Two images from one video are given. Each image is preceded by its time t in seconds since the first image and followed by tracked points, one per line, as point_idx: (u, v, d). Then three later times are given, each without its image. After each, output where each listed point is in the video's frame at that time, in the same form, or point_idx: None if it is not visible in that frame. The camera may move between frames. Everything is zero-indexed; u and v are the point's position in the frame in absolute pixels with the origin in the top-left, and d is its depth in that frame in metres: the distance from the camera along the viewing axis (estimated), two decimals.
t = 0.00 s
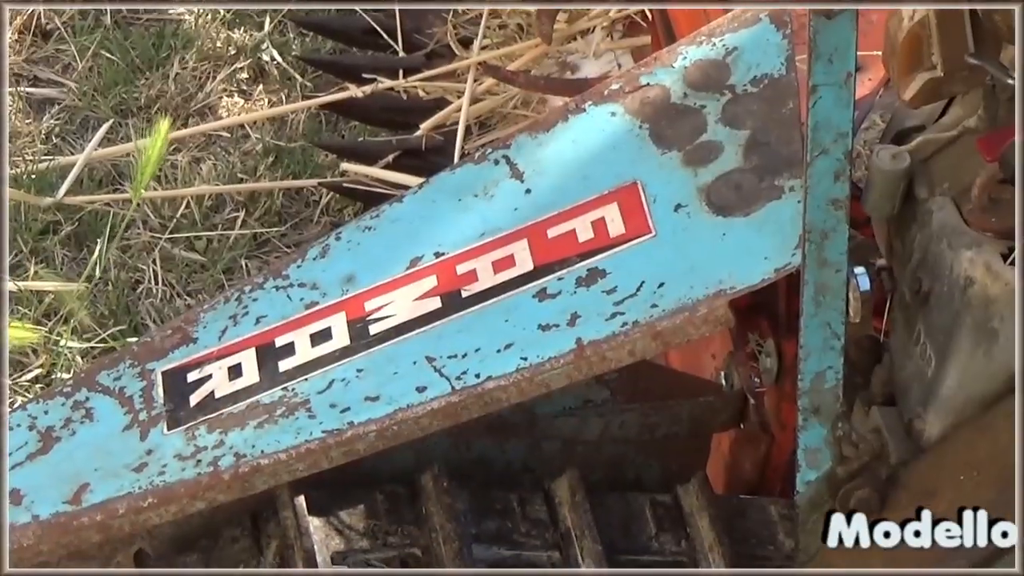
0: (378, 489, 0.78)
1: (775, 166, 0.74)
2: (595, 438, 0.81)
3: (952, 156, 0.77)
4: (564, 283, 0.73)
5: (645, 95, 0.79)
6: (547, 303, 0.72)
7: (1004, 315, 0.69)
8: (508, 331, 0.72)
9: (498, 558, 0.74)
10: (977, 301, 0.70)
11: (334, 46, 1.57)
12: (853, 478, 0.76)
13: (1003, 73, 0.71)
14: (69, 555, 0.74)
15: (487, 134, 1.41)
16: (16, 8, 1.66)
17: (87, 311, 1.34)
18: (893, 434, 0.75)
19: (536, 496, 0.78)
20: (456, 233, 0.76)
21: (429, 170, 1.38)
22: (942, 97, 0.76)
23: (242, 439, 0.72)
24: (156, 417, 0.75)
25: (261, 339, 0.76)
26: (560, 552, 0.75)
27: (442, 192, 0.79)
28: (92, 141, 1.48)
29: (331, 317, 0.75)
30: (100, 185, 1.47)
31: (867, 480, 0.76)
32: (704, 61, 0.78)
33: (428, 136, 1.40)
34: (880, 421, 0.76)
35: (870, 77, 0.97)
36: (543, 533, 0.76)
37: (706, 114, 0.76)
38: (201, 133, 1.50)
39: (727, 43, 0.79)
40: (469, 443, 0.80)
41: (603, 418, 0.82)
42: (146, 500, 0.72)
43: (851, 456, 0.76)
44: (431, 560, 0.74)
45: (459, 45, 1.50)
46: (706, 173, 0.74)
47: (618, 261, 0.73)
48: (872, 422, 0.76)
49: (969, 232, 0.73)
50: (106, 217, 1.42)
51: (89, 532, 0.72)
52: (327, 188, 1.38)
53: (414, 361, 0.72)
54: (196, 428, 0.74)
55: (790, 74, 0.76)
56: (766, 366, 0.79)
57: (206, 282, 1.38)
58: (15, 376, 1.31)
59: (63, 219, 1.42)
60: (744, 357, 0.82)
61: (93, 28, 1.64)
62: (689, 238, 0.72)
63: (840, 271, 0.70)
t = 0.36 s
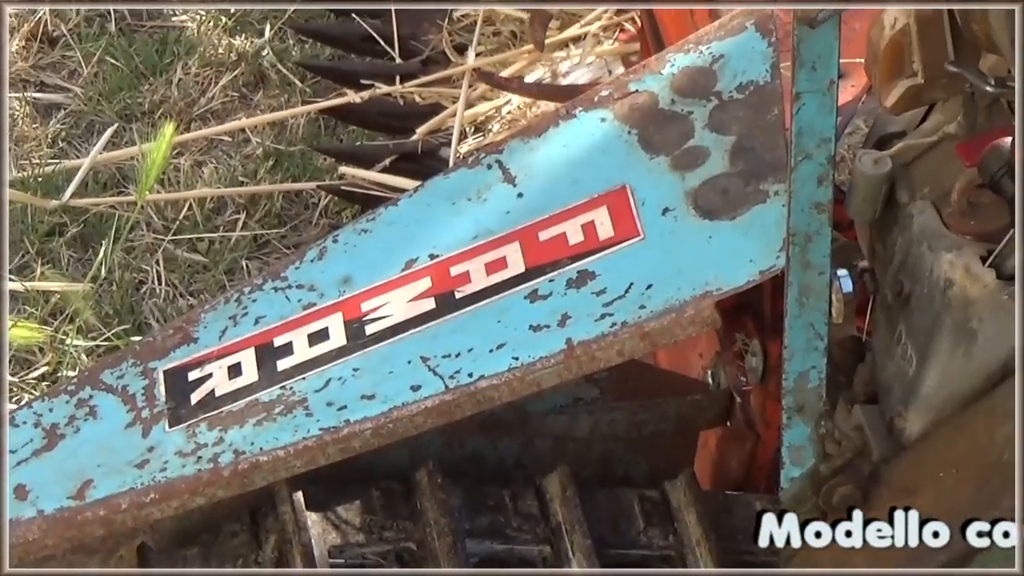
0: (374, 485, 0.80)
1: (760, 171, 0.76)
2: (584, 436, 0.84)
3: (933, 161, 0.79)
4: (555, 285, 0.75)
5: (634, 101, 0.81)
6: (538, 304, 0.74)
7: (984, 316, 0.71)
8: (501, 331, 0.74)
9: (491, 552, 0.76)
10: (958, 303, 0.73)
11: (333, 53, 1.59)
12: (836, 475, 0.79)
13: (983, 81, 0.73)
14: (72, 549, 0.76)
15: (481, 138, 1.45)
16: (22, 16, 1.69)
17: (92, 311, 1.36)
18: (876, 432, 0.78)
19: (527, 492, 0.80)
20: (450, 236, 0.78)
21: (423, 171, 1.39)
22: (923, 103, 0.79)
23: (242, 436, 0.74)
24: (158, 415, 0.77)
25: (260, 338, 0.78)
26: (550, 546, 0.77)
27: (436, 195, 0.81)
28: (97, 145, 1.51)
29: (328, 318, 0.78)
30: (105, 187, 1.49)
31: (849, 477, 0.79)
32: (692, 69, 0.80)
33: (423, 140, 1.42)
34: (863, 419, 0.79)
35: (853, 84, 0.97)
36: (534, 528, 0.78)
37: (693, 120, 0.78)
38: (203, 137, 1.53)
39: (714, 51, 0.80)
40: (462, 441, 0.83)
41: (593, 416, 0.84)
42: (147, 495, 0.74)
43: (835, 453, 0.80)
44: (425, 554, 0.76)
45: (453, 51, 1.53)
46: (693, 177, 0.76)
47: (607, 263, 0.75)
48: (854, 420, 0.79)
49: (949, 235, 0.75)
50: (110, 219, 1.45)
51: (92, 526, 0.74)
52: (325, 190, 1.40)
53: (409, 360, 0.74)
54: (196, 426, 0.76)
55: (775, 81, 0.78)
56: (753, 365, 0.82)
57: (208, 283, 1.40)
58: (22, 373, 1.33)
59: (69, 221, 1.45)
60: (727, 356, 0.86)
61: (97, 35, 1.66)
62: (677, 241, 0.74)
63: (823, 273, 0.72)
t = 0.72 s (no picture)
0: (368, 476, 0.84)
1: (741, 176, 0.79)
2: (570, 429, 0.88)
3: (903, 168, 0.83)
4: (542, 285, 0.78)
5: (619, 109, 0.84)
6: (526, 303, 0.77)
7: (954, 317, 0.75)
8: (490, 329, 0.77)
9: (479, 541, 0.80)
10: (929, 304, 0.76)
11: (330, 61, 1.63)
12: (811, 469, 0.81)
13: (953, 91, 0.75)
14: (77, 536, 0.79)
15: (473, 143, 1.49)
16: (33, 23, 1.73)
17: (98, 308, 1.39)
18: (850, 429, 0.82)
19: (515, 483, 0.84)
20: (442, 237, 0.82)
21: (416, 175, 1.42)
22: (897, 112, 0.82)
23: (242, 428, 0.77)
24: (161, 407, 0.80)
25: (259, 335, 0.81)
26: (536, 535, 0.81)
27: (428, 198, 0.84)
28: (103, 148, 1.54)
29: (324, 315, 0.81)
30: (111, 189, 1.52)
31: (824, 471, 0.81)
32: (675, 78, 0.84)
33: (417, 146, 1.46)
34: (838, 416, 0.83)
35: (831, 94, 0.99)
36: (521, 518, 0.82)
37: (676, 128, 0.82)
38: (206, 140, 1.56)
39: (696, 61, 0.83)
40: (453, 434, 0.86)
41: (580, 409, 0.88)
42: (150, 485, 0.77)
43: (810, 447, 0.84)
44: (416, 542, 0.80)
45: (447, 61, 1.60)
46: (676, 182, 0.79)
47: (592, 264, 0.78)
48: (829, 416, 0.84)
49: (920, 240, 0.79)
50: (115, 219, 1.48)
51: (97, 515, 0.77)
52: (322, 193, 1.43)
53: (402, 356, 0.78)
54: (197, 419, 0.79)
55: (756, 90, 0.81)
56: (732, 363, 0.85)
57: (209, 281, 1.43)
58: (30, 367, 1.35)
59: (76, 221, 1.48)
60: (708, 353, 0.89)
61: (105, 42, 1.71)
62: (659, 243, 0.77)
63: (800, 274, 0.75)
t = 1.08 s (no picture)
0: (375, 474, 0.87)
1: (734, 187, 0.82)
2: (569, 430, 0.91)
3: (889, 180, 0.87)
4: (543, 291, 0.81)
5: (615, 122, 0.87)
6: (527, 308, 0.81)
7: (937, 323, 0.79)
8: (493, 333, 0.80)
9: (481, 537, 0.83)
10: (913, 310, 0.80)
11: (338, 75, 1.66)
12: (799, 468, 0.86)
13: (938, 106, 0.79)
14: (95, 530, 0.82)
15: (474, 153, 1.53)
16: (52, 38, 1.78)
17: (115, 311, 1.43)
18: (837, 429, 0.86)
19: (515, 481, 0.88)
20: (447, 245, 0.85)
21: (421, 186, 1.47)
22: (884, 126, 0.86)
23: (255, 427, 0.81)
24: (177, 407, 0.84)
25: (272, 338, 0.85)
26: (536, 531, 0.84)
27: (434, 208, 0.87)
28: (120, 158, 1.59)
29: (333, 319, 0.84)
30: (127, 199, 1.56)
31: (812, 471, 0.84)
32: (669, 94, 0.87)
33: (421, 156, 1.50)
34: (825, 417, 0.87)
35: (818, 108, 1.02)
36: (522, 515, 0.85)
37: (670, 141, 0.85)
38: (218, 151, 1.60)
39: (690, 76, 0.87)
40: (456, 433, 0.89)
41: (577, 411, 0.91)
42: (167, 482, 0.80)
43: (800, 448, 0.87)
44: (421, 538, 0.83)
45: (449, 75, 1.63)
46: (671, 193, 0.83)
47: (591, 271, 0.81)
48: (817, 417, 0.88)
49: (906, 249, 0.83)
50: (131, 227, 1.52)
51: (116, 510, 0.81)
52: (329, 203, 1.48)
53: (408, 359, 0.81)
54: (212, 418, 0.83)
55: (748, 105, 0.85)
56: (724, 366, 0.89)
57: (222, 286, 1.47)
58: (49, 368, 1.40)
59: (94, 228, 1.52)
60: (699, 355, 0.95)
61: (121, 57, 1.75)
62: (655, 251, 0.81)
63: (790, 282, 0.78)
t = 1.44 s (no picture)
0: (384, 492, 0.91)
1: (732, 222, 0.86)
2: (569, 452, 0.95)
3: (882, 215, 0.91)
4: (548, 318, 0.85)
5: (619, 157, 0.91)
6: (533, 335, 0.85)
7: (925, 355, 0.83)
8: (500, 359, 0.84)
9: (485, 553, 0.87)
10: (902, 342, 0.84)
11: (351, 105, 1.71)
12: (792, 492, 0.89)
13: (929, 147, 0.83)
14: (116, 542, 0.86)
15: (481, 183, 1.56)
16: (76, 68, 1.83)
17: (135, 330, 1.47)
18: (827, 455, 0.88)
19: (518, 501, 0.92)
20: (457, 272, 0.89)
21: (428, 215, 1.51)
22: (877, 165, 0.89)
23: (271, 445, 0.84)
24: (196, 425, 0.88)
25: (287, 360, 0.89)
26: (538, 549, 0.88)
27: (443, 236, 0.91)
28: (141, 183, 1.63)
29: (346, 343, 0.88)
30: (148, 222, 1.60)
31: (804, 494, 0.88)
32: (671, 130, 0.91)
33: (429, 186, 1.55)
34: (816, 443, 0.89)
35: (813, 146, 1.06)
36: (524, 533, 0.89)
37: (671, 176, 0.89)
38: (235, 178, 1.64)
39: (690, 114, 0.91)
40: (462, 453, 0.93)
41: (577, 433, 0.95)
42: (185, 497, 0.84)
43: (792, 472, 0.90)
44: (428, 553, 0.87)
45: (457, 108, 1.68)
46: (671, 226, 0.87)
47: (594, 300, 0.85)
48: (808, 443, 0.90)
49: (896, 282, 0.87)
50: (152, 250, 1.56)
51: (137, 523, 0.84)
52: (341, 229, 1.51)
53: (418, 383, 0.85)
54: (229, 436, 0.86)
55: (745, 143, 0.88)
56: (720, 392, 0.92)
57: (238, 308, 1.51)
58: (71, 385, 1.43)
59: (115, 250, 1.56)
60: (698, 382, 0.96)
61: (143, 85, 1.80)
62: (656, 282, 0.85)
63: (785, 313, 0.82)
